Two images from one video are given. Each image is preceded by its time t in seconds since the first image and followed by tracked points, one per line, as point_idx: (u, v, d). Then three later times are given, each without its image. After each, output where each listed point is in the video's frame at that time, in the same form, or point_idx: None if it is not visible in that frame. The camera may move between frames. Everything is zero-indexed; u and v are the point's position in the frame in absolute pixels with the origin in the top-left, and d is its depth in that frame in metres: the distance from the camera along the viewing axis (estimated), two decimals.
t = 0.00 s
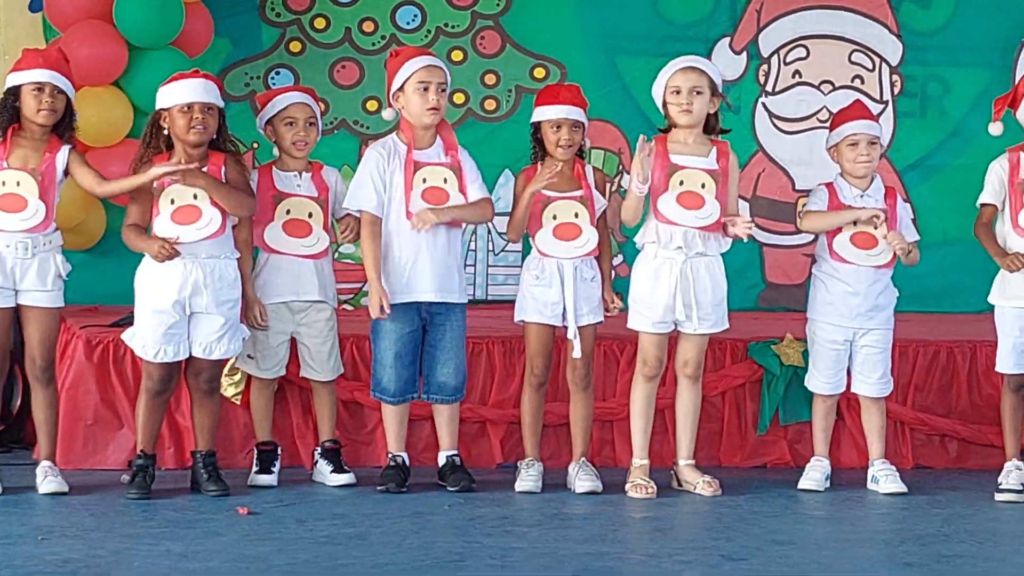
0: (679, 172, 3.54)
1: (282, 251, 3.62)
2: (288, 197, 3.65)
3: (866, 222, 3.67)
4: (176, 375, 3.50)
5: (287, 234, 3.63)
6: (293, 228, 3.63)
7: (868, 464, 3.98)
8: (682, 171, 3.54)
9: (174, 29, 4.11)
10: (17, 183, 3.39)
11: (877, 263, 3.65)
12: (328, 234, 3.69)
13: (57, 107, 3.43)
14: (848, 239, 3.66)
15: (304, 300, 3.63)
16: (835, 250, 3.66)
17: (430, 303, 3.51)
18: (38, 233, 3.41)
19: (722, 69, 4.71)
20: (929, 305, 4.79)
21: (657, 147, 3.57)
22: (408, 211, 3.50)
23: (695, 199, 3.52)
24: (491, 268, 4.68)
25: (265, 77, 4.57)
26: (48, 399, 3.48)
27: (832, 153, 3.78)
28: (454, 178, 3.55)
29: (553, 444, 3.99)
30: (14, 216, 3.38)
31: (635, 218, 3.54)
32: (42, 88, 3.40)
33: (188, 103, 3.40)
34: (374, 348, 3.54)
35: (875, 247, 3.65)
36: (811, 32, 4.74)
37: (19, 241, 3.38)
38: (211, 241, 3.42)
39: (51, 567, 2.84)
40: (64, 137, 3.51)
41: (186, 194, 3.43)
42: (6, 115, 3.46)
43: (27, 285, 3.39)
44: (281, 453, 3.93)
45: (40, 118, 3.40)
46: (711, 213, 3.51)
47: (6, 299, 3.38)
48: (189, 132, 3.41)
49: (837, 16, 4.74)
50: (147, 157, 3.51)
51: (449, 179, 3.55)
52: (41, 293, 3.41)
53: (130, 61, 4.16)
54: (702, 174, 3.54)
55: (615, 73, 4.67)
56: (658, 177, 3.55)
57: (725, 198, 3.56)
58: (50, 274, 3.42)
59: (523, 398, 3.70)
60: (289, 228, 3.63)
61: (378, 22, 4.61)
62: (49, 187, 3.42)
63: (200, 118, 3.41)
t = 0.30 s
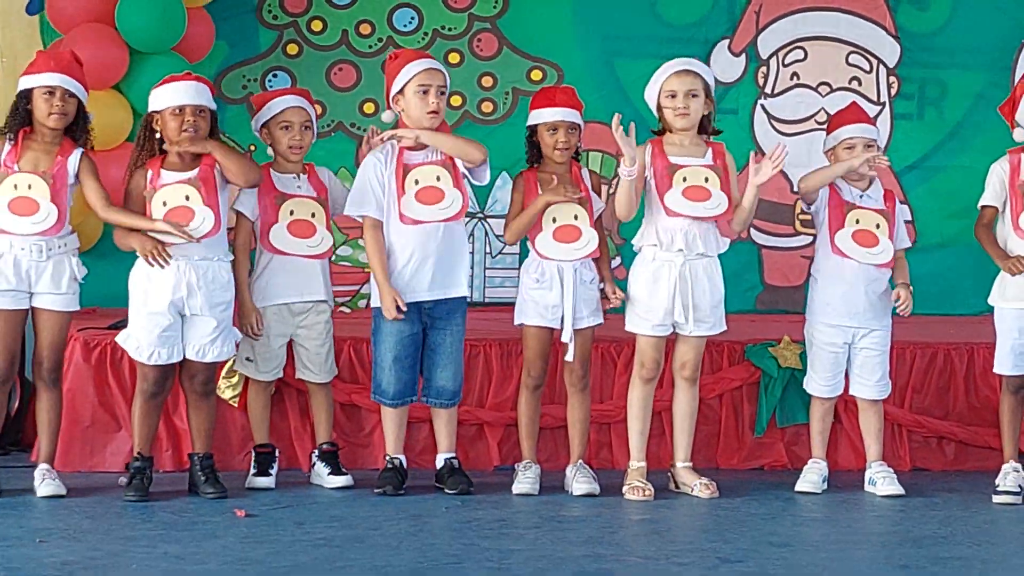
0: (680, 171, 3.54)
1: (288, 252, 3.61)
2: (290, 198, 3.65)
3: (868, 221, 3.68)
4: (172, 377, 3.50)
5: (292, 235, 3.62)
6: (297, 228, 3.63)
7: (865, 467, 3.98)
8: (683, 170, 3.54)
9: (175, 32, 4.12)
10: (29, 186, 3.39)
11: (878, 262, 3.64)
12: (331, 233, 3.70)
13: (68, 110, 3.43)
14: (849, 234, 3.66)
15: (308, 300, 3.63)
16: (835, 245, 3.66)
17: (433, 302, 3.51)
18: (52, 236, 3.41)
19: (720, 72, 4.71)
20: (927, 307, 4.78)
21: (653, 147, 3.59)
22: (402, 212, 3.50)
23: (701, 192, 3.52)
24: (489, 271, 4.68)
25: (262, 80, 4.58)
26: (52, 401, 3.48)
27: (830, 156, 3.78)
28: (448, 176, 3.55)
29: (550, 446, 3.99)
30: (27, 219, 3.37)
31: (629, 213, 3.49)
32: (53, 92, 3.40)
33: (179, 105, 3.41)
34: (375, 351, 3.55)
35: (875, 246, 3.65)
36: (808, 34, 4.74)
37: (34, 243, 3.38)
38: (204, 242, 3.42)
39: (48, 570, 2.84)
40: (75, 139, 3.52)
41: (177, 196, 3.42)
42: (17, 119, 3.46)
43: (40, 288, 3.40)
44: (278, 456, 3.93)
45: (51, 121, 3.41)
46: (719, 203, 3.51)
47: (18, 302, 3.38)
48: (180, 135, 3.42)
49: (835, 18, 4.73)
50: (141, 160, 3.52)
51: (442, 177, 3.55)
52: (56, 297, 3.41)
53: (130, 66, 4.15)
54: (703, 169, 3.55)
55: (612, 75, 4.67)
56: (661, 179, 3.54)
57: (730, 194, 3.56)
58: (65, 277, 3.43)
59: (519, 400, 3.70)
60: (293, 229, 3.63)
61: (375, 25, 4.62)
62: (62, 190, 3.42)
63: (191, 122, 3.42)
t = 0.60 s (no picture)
0: (680, 171, 3.54)
1: (279, 251, 3.62)
2: (279, 198, 3.66)
3: (865, 225, 3.69)
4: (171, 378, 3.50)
5: (282, 234, 3.63)
6: (288, 229, 3.64)
7: (865, 469, 3.97)
8: (683, 171, 3.54)
9: (177, 35, 4.12)
10: (31, 189, 3.39)
11: (876, 266, 3.64)
12: (323, 231, 3.70)
13: (63, 109, 3.45)
14: (849, 239, 3.66)
15: (303, 298, 3.63)
16: (836, 255, 3.65)
17: (435, 304, 3.50)
18: (55, 238, 3.41)
19: (720, 74, 4.71)
20: (928, 309, 4.78)
21: (652, 149, 3.59)
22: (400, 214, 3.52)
23: (701, 193, 3.52)
24: (488, 273, 4.68)
25: (262, 82, 4.58)
26: (54, 403, 3.49)
27: (829, 158, 3.78)
28: (450, 182, 3.54)
29: (550, 448, 3.99)
30: (30, 223, 3.37)
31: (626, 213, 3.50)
32: (47, 91, 3.42)
33: (177, 108, 3.42)
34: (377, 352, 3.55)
35: (874, 250, 3.65)
36: (809, 36, 4.74)
37: (36, 245, 3.39)
38: (202, 246, 3.42)
39: (48, 571, 2.84)
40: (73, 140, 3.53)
41: (182, 198, 3.43)
42: (14, 122, 3.48)
43: (43, 291, 3.40)
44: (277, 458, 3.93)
45: (46, 121, 3.43)
46: (718, 206, 3.52)
47: (20, 305, 3.39)
48: (179, 137, 3.43)
49: (835, 19, 4.73)
50: (140, 163, 3.52)
51: (444, 182, 3.54)
52: (58, 299, 3.42)
53: (131, 70, 4.16)
54: (702, 171, 3.55)
55: (612, 77, 4.67)
56: (660, 179, 3.54)
57: (728, 194, 3.56)
58: (68, 279, 3.43)
59: (518, 402, 3.70)
60: (284, 228, 3.64)
61: (374, 27, 4.62)
62: (64, 192, 3.43)
63: (190, 124, 3.42)
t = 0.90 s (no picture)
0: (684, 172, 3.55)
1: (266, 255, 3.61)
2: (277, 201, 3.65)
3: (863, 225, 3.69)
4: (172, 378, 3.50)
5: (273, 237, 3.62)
6: (279, 232, 3.63)
7: (865, 469, 3.97)
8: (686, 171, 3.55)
9: (177, 35, 4.12)
10: (26, 187, 3.42)
11: (877, 266, 3.64)
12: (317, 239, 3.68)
13: (49, 109, 3.43)
14: (848, 241, 3.66)
15: (295, 304, 3.62)
16: (835, 255, 3.65)
17: (439, 307, 3.50)
18: (49, 236, 3.42)
19: (719, 74, 4.71)
20: (928, 309, 4.78)
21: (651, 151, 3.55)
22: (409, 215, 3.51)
23: (702, 196, 3.53)
24: (489, 273, 4.68)
25: (263, 82, 4.58)
26: (50, 403, 3.49)
27: (828, 159, 3.78)
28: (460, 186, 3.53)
29: (551, 448, 3.99)
30: (24, 220, 3.39)
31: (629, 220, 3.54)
32: (33, 92, 3.40)
33: (184, 109, 3.41)
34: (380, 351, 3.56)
35: (874, 250, 3.65)
36: (810, 36, 4.73)
37: (31, 244, 3.39)
38: (203, 241, 3.42)
39: (49, 572, 2.84)
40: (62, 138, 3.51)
41: (185, 192, 3.45)
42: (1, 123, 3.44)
43: (37, 290, 3.40)
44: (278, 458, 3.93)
45: (33, 121, 3.41)
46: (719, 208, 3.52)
47: (15, 305, 3.39)
48: (184, 138, 3.42)
49: (836, 20, 4.73)
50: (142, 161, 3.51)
51: (455, 187, 3.53)
52: (52, 298, 3.42)
53: (130, 70, 4.16)
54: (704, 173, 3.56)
55: (612, 77, 4.67)
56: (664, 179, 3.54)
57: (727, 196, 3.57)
58: (61, 279, 3.44)
59: (518, 402, 3.70)
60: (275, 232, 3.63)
61: (375, 27, 4.62)
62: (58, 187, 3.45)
63: (196, 127, 3.42)
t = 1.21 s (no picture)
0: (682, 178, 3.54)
1: (286, 252, 3.63)
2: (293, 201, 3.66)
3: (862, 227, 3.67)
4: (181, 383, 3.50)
5: (290, 235, 3.63)
6: (296, 229, 3.64)
7: (867, 470, 3.97)
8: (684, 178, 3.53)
9: (179, 36, 4.13)
10: (28, 188, 3.41)
11: (873, 270, 3.64)
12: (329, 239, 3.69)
13: (49, 112, 3.44)
14: (848, 243, 3.65)
15: (302, 306, 3.62)
16: (835, 259, 3.65)
17: (440, 308, 3.50)
18: (51, 237, 3.43)
19: (720, 75, 4.71)
20: (930, 310, 4.77)
21: (656, 152, 3.56)
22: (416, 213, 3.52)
23: (696, 206, 3.51)
24: (490, 274, 4.68)
25: (264, 83, 4.59)
26: (52, 405, 3.50)
27: (830, 160, 3.78)
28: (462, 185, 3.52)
29: (552, 449, 3.99)
30: (28, 221, 3.39)
31: (632, 229, 3.56)
32: (33, 94, 3.40)
33: (188, 112, 3.41)
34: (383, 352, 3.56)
35: (873, 253, 3.64)
36: (812, 37, 4.73)
37: (34, 245, 3.40)
38: (205, 248, 3.42)
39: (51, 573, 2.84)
40: (62, 140, 3.52)
41: (184, 202, 3.44)
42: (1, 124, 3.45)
43: (39, 291, 3.41)
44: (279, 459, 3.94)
45: (33, 124, 3.42)
46: (711, 221, 3.52)
47: (16, 307, 3.40)
48: (185, 142, 3.42)
49: (838, 20, 4.73)
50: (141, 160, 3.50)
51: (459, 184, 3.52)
52: (54, 299, 3.42)
53: (133, 70, 4.16)
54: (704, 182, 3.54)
55: (613, 77, 4.67)
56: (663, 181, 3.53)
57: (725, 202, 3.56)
58: (63, 280, 3.44)
59: (520, 403, 3.70)
60: (291, 228, 3.64)
61: (377, 27, 4.62)
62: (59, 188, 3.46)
63: (197, 132, 3.42)
